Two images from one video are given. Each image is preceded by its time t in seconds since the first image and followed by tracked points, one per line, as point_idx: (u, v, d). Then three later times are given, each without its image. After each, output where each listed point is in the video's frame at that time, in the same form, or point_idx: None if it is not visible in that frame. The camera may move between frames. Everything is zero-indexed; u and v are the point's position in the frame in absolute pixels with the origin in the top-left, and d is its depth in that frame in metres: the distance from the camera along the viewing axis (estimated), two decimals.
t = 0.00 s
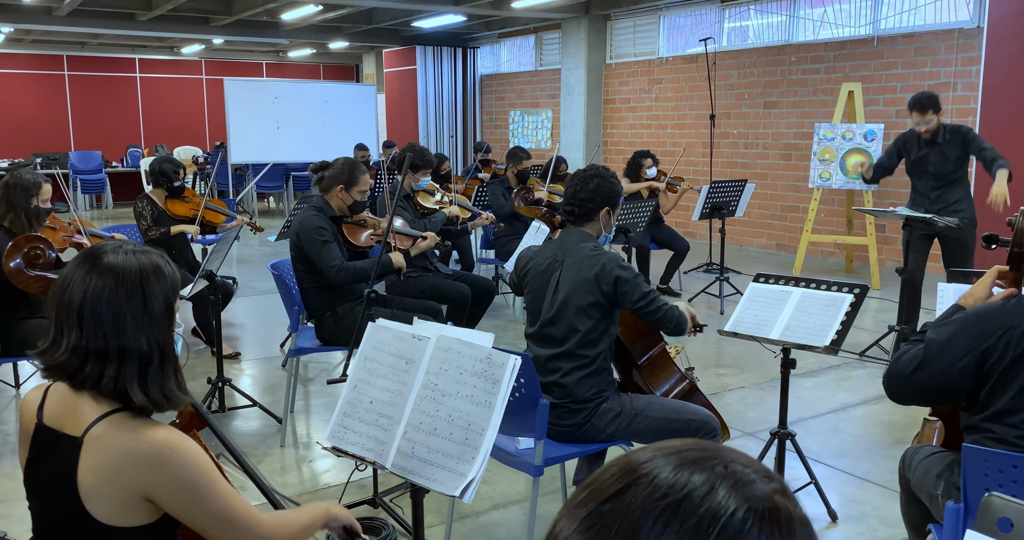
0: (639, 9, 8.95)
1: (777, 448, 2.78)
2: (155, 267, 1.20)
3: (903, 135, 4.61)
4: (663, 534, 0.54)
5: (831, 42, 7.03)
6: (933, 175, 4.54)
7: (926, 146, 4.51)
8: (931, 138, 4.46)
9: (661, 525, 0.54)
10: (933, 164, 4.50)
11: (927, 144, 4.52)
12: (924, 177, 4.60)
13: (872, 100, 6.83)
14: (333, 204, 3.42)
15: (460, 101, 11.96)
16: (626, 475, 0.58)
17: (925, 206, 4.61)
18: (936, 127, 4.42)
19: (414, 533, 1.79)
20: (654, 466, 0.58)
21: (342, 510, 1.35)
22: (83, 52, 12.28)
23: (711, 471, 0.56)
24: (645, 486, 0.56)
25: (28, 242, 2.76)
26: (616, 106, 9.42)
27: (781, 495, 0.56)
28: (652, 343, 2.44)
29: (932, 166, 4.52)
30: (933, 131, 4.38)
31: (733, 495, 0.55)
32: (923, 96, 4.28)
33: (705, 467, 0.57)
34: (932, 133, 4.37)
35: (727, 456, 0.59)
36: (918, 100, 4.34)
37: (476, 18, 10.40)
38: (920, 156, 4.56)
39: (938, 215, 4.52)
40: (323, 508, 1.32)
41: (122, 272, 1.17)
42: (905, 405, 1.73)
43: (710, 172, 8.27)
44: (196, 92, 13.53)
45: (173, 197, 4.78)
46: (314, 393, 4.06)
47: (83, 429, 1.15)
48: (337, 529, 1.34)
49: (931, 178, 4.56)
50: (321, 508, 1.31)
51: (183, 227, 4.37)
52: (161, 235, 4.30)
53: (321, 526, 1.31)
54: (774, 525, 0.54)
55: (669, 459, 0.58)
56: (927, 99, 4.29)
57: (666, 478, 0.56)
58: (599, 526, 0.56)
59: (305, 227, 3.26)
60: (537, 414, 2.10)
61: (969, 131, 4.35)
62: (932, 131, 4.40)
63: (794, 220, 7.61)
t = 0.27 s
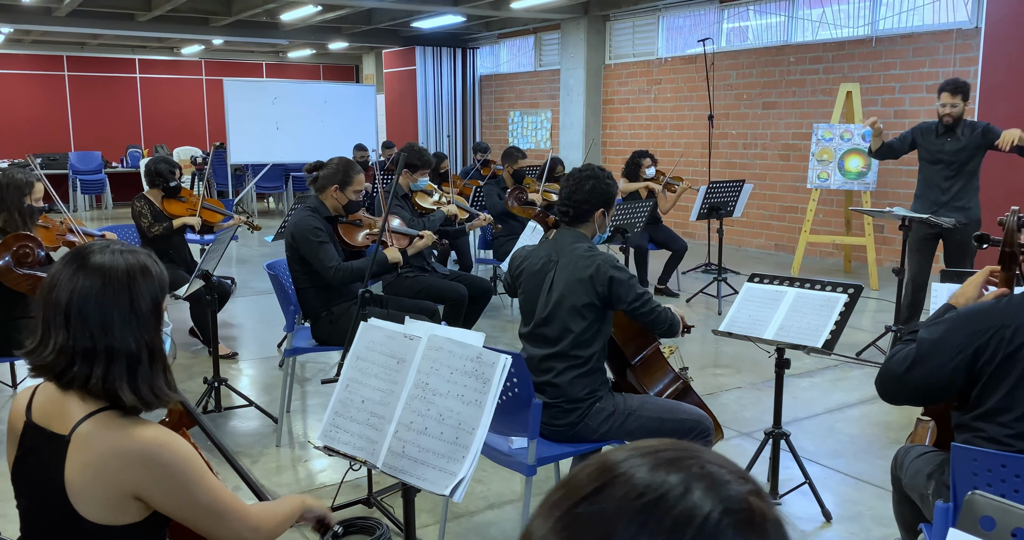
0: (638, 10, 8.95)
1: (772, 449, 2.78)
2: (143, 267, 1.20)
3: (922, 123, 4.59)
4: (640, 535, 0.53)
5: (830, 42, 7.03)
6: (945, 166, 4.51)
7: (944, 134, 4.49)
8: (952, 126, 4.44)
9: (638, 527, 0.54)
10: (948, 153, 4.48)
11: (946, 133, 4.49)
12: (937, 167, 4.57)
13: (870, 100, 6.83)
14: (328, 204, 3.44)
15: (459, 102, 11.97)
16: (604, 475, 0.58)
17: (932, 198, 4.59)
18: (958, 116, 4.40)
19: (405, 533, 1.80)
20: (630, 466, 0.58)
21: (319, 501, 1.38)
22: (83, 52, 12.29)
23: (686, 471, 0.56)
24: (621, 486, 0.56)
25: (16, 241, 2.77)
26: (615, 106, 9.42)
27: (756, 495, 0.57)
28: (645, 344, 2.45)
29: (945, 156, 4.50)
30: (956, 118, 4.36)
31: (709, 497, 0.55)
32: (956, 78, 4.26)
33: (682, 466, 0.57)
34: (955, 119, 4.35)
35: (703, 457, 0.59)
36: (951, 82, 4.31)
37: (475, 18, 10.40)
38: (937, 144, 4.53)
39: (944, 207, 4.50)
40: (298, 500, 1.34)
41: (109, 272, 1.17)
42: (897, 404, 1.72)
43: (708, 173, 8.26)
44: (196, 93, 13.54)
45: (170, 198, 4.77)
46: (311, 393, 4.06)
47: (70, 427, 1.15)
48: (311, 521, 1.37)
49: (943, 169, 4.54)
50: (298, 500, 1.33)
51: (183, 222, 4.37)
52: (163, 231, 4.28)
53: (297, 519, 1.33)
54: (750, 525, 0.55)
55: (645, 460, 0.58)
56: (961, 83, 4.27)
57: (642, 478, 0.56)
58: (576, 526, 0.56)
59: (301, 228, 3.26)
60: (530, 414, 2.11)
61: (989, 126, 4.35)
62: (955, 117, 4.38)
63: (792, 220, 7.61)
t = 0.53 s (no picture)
0: (637, 10, 8.95)
1: (766, 449, 2.78)
2: (131, 265, 1.21)
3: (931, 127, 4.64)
4: (568, 517, 0.48)
5: (828, 43, 7.03)
6: (952, 170, 4.58)
7: (952, 138, 4.55)
8: (961, 131, 4.51)
9: (568, 506, 0.49)
10: (955, 158, 4.55)
11: (954, 137, 4.56)
12: (942, 171, 4.63)
13: (869, 101, 6.84)
14: (326, 204, 3.44)
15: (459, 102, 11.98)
16: (544, 454, 0.53)
17: (936, 200, 4.66)
18: (967, 122, 4.48)
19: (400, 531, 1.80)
20: (571, 447, 0.53)
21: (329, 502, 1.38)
22: (83, 52, 12.29)
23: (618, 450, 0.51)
24: (556, 466, 0.51)
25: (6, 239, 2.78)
26: (614, 107, 9.42)
27: (687, 475, 0.52)
28: (639, 343, 2.45)
29: (952, 161, 4.57)
30: (966, 122, 4.43)
31: (641, 472, 0.50)
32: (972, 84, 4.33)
33: (614, 448, 0.52)
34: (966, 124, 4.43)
35: (640, 440, 0.54)
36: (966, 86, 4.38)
37: (475, 19, 10.41)
38: (946, 145, 4.59)
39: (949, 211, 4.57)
40: (308, 499, 1.35)
41: (98, 270, 1.18)
42: (888, 403, 1.73)
43: (707, 173, 8.27)
44: (197, 93, 13.55)
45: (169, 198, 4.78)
46: (307, 393, 4.06)
47: (60, 424, 1.16)
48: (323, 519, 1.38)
49: (949, 172, 4.61)
50: (308, 498, 1.35)
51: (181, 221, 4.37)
52: (159, 230, 4.29)
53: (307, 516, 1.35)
54: (680, 508, 0.49)
55: (587, 439, 0.53)
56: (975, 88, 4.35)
57: (579, 458, 0.51)
58: (510, 509, 0.51)
59: (297, 228, 3.27)
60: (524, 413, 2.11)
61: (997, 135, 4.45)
62: (965, 121, 4.45)
63: (791, 221, 7.61)
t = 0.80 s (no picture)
0: (636, 11, 8.95)
1: (763, 448, 2.78)
2: (128, 263, 1.22)
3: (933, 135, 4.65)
4: (551, 506, 0.49)
5: (828, 43, 7.04)
6: (952, 177, 4.59)
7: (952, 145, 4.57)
8: (962, 138, 4.52)
9: (549, 497, 0.49)
10: (955, 165, 4.56)
11: (953, 144, 4.58)
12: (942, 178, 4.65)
13: (868, 101, 6.84)
14: (325, 203, 3.45)
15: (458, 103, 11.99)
16: (530, 445, 0.54)
17: (935, 204, 4.69)
18: (969, 130, 4.48)
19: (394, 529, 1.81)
20: (557, 438, 0.54)
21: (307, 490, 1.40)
22: (83, 53, 12.30)
23: (602, 442, 0.52)
24: (540, 457, 0.52)
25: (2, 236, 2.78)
26: (614, 107, 9.43)
27: (671, 467, 0.52)
28: (635, 342, 2.46)
29: (952, 169, 4.58)
30: (967, 129, 4.43)
31: (623, 463, 0.51)
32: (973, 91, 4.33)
33: (598, 439, 0.53)
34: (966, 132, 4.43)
35: (624, 433, 0.55)
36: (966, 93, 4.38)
37: (475, 19, 10.41)
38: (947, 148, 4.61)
39: (948, 218, 4.59)
40: (287, 487, 1.36)
41: (94, 268, 1.19)
42: (886, 402, 1.73)
43: (707, 173, 8.27)
44: (197, 93, 13.56)
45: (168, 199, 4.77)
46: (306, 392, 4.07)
47: (54, 421, 1.17)
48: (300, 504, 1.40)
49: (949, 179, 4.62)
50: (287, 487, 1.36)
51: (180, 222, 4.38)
52: (160, 231, 4.29)
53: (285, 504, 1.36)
54: (661, 501, 0.50)
55: (572, 431, 0.54)
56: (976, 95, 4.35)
57: (561, 450, 0.52)
58: (496, 500, 0.51)
59: (295, 227, 3.27)
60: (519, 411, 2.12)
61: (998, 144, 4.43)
62: (966, 129, 4.45)
63: (790, 221, 7.61)
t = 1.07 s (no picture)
0: (636, 12, 8.97)
1: (761, 447, 2.80)
2: (131, 261, 1.24)
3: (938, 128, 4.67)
4: (529, 488, 0.49)
5: (827, 44, 7.05)
6: (954, 172, 4.61)
7: (955, 140, 4.58)
8: (964, 133, 4.53)
9: (526, 482, 0.49)
10: (957, 161, 4.57)
11: (956, 139, 4.59)
12: (945, 172, 4.66)
13: (868, 103, 6.85)
14: (327, 204, 3.47)
15: (459, 103, 12.01)
16: (512, 430, 0.54)
17: (937, 200, 4.71)
18: (972, 125, 4.48)
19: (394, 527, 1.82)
20: (536, 423, 0.54)
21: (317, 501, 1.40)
22: (85, 54, 12.32)
23: (580, 426, 0.52)
24: (519, 441, 0.52)
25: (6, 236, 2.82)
26: (614, 108, 9.44)
27: (646, 450, 0.52)
28: (634, 341, 2.48)
29: (955, 163, 4.60)
30: (970, 125, 4.44)
31: (599, 445, 0.51)
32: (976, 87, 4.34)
33: (576, 423, 0.53)
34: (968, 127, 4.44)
35: (603, 418, 0.55)
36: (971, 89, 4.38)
37: (476, 21, 10.44)
38: (950, 145, 4.63)
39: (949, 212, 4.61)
40: (297, 499, 1.37)
41: (98, 266, 1.21)
42: (876, 398, 1.74)
43: (706, 174, 8.28)
44: (198, 94, 13.59)
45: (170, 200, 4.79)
46: (306, 392, 4.08)
47: (59, 416, 1.18)
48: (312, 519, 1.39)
49: (952, 174, 4.63)
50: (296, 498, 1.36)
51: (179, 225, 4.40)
52: (156, 234, 4.32)
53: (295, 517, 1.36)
54: (636, 481, 0.50)
55: (552, 416, 0.54)
56: (980, 91, 4.36)
57: (541, 434, 0.52)
58: (474, 485, 0.51)
59: (297, 227, 3.29)
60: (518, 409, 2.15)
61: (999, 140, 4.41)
62: (969, 125, 4.46)
63: (790, 222, 7.63)
